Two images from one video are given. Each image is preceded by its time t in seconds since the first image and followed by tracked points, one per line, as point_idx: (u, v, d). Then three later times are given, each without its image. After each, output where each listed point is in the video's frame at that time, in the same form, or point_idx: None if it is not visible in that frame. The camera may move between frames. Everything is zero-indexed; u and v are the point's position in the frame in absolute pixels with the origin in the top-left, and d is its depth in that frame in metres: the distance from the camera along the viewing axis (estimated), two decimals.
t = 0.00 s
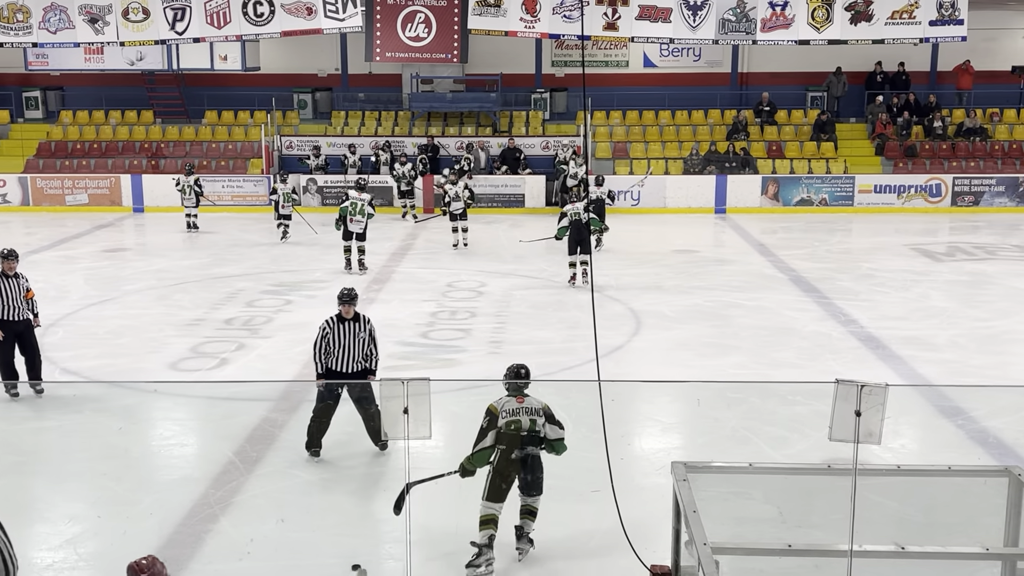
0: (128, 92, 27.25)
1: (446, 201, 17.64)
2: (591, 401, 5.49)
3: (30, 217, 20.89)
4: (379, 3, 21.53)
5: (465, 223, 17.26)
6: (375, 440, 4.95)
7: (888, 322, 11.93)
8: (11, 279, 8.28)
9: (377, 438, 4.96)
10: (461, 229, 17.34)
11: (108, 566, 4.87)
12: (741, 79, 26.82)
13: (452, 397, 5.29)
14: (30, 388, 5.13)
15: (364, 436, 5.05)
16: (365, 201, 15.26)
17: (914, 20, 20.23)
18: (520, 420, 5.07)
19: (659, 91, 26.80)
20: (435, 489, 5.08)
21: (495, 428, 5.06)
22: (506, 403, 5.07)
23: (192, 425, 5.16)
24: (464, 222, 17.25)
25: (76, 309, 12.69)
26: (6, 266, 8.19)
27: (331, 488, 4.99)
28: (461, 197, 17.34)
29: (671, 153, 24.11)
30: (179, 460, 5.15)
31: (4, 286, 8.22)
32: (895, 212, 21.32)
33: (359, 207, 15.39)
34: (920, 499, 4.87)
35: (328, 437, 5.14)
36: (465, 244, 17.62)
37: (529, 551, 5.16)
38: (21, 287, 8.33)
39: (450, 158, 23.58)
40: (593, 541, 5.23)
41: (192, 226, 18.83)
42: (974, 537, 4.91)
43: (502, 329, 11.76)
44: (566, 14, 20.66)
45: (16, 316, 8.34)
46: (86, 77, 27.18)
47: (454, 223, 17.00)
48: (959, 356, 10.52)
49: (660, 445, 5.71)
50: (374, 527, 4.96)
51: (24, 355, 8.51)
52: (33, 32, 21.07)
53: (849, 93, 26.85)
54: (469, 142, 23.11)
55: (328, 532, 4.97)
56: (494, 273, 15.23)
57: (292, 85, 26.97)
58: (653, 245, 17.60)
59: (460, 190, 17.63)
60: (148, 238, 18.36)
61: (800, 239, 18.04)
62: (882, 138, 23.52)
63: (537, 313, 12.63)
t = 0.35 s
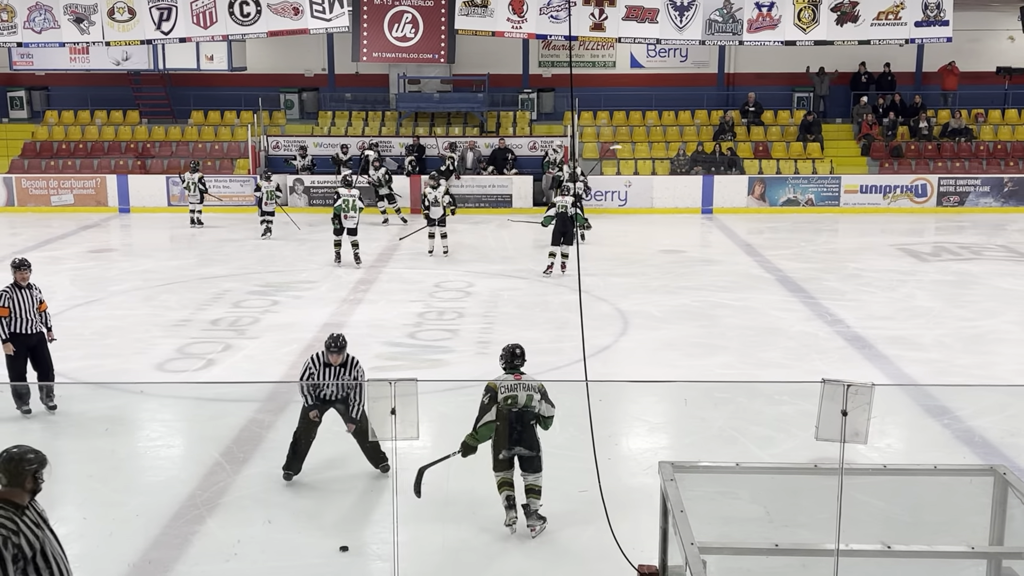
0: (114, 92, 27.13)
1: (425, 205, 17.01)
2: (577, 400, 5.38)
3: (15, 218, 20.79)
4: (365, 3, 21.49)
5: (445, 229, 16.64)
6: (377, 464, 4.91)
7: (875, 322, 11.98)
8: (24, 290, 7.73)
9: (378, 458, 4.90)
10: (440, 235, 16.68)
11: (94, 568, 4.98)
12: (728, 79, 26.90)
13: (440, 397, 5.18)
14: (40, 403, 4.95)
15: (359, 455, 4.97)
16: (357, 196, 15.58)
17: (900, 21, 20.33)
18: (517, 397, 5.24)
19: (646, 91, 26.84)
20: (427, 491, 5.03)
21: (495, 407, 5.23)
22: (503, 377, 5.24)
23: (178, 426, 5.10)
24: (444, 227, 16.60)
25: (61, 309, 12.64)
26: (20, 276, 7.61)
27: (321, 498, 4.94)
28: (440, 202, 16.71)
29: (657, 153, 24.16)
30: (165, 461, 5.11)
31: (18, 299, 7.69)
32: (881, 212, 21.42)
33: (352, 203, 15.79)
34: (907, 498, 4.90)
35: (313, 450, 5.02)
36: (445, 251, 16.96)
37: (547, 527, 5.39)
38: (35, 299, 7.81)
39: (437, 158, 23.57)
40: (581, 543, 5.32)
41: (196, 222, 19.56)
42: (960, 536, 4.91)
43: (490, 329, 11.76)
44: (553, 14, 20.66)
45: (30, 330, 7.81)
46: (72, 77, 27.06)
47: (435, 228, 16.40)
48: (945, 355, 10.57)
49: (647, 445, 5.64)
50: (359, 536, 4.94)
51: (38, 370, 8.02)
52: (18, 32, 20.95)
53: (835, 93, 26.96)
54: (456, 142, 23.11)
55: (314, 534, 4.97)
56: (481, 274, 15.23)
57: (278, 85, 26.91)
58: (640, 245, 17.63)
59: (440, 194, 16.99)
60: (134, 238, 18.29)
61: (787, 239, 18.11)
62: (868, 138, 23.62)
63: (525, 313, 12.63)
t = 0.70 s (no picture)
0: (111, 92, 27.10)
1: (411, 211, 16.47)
2: (575, 401, 5.28)
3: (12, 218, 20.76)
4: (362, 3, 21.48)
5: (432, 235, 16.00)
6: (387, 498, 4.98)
7: (871, 322, 12.00)
8: (52, 300, 7.49)
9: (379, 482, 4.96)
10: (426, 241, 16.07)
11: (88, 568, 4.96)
12: (725, 79, 26.91)
13: (435, 398, 5.08)
14: (68, 419, 5.03)
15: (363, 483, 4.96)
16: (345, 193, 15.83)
17: (896, 22, 20.38)
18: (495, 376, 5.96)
19: (643, 92, 26.84)
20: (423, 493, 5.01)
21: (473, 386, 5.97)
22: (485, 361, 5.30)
23: (175, 426, 5.08)
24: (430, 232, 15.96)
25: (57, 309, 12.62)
26: (48, 287, 7.37)
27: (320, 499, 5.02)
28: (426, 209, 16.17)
29: (654, 153, 24.15)
30: (161, 461, 5.11)
31: (45, 309, 7.45)
32: (877, 213, 21.46)
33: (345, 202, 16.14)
34: (902, 498, 4.91)
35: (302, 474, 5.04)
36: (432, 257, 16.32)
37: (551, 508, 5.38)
38: (63, 309, 7.57)
39: (433, 157, 23.59)
40: (576, 541, 5.31)
41: (213, 219, 20.14)
42: (956, 536, 4.91)
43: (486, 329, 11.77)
44: (550, 15, 20.65)
45: (58, 342, 7.58)
46: (68, 76, 27.02)
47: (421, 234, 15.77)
48: (940, 355, 10.59)
49: (643, 445, 5.61)
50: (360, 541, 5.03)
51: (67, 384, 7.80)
52: (15, 31, 20.92)
53: (831, 94, 27.00)
54: (453, 143, 23.14)
55: (309, 533, 5.01)
56: (478, 274, 15.23)
57: (275, 85, 26.90)
58: (637, 245, 17.66)
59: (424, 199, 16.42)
60: (130, 238, 18.27)
61: (783, 239, 18.14)
62: (865, 139, 23.65)
63: (522, 313, 12.64)
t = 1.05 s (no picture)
0: (117, 91, 27.15)
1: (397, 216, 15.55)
2: (579, 400, 5.30)
3: (18, 217, 20.81)
4: (368, 3, 21.49)
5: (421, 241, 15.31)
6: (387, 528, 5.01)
7: (877, 323, 11.99)
8: (95, 311, 7.19)
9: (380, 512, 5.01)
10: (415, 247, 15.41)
11: (95, 567, 4.89)
12: (731, 79, 26.87)
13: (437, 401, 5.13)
14: (109, 434, 5.03)
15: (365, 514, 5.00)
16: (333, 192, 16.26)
17: (902, 22, 20.35)
18: (480, 355, 6.53)
19: (649, 92, 26.83)
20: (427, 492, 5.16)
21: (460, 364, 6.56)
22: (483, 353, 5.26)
23: (180, 425, 5.11)
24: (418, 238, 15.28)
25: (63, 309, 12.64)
26: (91, 297, 7.06)
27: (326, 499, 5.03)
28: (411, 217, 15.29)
29: (660, 153, 24.12)
30: (166, 460, 5.06)
31: (88, 321, 7.15)
32: (883, 213, 21.42)
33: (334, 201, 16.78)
34: (906, 499, 4.90)
35: (289, 510, 5.04)
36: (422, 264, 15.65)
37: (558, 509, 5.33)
38: (106, 320, 7.27)
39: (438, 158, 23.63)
40: (581, 541, 5.33)
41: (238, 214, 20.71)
42: (960, 538, 4.89)
43: (491, 329, 11.78)
44: (556, 15, 20.64)
45: (101, 354, 7.29)
46: (75, 76, 27.08)
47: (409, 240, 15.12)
48: (946, 356, 10.58)
49: (649, 446, 5.64)
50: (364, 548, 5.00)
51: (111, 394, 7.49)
52: (21, 31, 20.96)
53: (838, 95, 26.97)
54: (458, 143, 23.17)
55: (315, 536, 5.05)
56: (483, 274, 15.23)
57: (280, 84, 26.93)
58: (642, 245, 17.66)
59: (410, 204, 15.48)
60: (136, 238, 18.29)
61: (788, 239, 18.12)
62: (871, 140, 23.62)
63: (527, 313, 12.64)
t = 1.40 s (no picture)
0: (132, 91, 27.26)
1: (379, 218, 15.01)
2: (591, 398, 5.30)
3: (34, 215, 20.92)
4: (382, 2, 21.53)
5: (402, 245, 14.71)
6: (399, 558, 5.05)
7: (890, 324, 11.95)
8: (154, 320, 6.79)
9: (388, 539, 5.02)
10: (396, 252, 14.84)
11: (107, 566, 4.96)
12: (744, 79, 26.80)
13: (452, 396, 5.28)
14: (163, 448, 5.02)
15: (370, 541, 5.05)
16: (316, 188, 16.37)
17: (917, 22, 20.26)
18: (484, 333, 7.10)
19: (661, 92, 26.79)
20: (438, 491, 5.07)
21: (466, 338, 7.14)
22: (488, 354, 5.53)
23: (194, 423, 5.10)
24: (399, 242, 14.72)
25: (77, 307, 12.69)
26: (150, 306, 6.69)
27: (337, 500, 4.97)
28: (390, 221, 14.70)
29: (673, 153, 24.06)
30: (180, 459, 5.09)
31: (147, 331, 6.76)
32: (897, 214, 21.31)
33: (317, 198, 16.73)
34: (919, 501, 4.87)
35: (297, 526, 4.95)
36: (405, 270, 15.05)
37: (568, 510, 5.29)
38: (165, 330, 6.88)
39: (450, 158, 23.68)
40: (590, 542, 5.28)
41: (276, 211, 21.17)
42: (974, 540, 4.87)
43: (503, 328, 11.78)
44: (569, 14, 20.62)
45: (159, 366, 6.88)
46: (89, 75, 27.18)
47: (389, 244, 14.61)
48: (960, 358, 10.53)
49: (661, 446, 5.62)
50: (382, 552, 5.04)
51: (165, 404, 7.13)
52: (37, 30, 21.07)
53: (852, 95, 26.86)
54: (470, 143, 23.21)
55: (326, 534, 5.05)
56: (495, 273, 15.23)
57: (294, 84, 27.01)
58: (654, 245, 17.64)
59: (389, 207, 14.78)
60: (150, 236, 18.36)
61: (802, 240, 18.06)
62: (885, 140, 23.54)
63: (539, 312, 12.63)
